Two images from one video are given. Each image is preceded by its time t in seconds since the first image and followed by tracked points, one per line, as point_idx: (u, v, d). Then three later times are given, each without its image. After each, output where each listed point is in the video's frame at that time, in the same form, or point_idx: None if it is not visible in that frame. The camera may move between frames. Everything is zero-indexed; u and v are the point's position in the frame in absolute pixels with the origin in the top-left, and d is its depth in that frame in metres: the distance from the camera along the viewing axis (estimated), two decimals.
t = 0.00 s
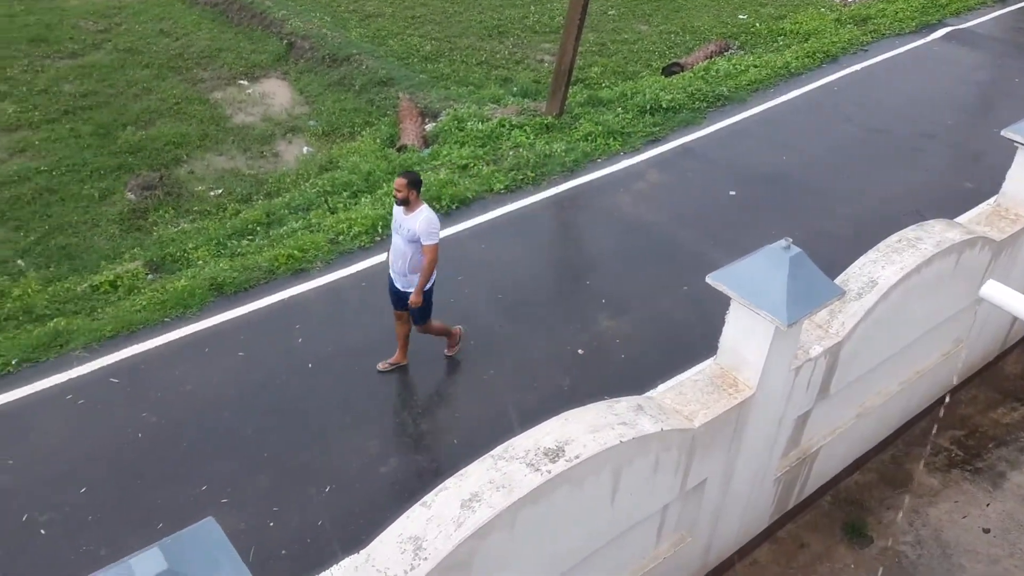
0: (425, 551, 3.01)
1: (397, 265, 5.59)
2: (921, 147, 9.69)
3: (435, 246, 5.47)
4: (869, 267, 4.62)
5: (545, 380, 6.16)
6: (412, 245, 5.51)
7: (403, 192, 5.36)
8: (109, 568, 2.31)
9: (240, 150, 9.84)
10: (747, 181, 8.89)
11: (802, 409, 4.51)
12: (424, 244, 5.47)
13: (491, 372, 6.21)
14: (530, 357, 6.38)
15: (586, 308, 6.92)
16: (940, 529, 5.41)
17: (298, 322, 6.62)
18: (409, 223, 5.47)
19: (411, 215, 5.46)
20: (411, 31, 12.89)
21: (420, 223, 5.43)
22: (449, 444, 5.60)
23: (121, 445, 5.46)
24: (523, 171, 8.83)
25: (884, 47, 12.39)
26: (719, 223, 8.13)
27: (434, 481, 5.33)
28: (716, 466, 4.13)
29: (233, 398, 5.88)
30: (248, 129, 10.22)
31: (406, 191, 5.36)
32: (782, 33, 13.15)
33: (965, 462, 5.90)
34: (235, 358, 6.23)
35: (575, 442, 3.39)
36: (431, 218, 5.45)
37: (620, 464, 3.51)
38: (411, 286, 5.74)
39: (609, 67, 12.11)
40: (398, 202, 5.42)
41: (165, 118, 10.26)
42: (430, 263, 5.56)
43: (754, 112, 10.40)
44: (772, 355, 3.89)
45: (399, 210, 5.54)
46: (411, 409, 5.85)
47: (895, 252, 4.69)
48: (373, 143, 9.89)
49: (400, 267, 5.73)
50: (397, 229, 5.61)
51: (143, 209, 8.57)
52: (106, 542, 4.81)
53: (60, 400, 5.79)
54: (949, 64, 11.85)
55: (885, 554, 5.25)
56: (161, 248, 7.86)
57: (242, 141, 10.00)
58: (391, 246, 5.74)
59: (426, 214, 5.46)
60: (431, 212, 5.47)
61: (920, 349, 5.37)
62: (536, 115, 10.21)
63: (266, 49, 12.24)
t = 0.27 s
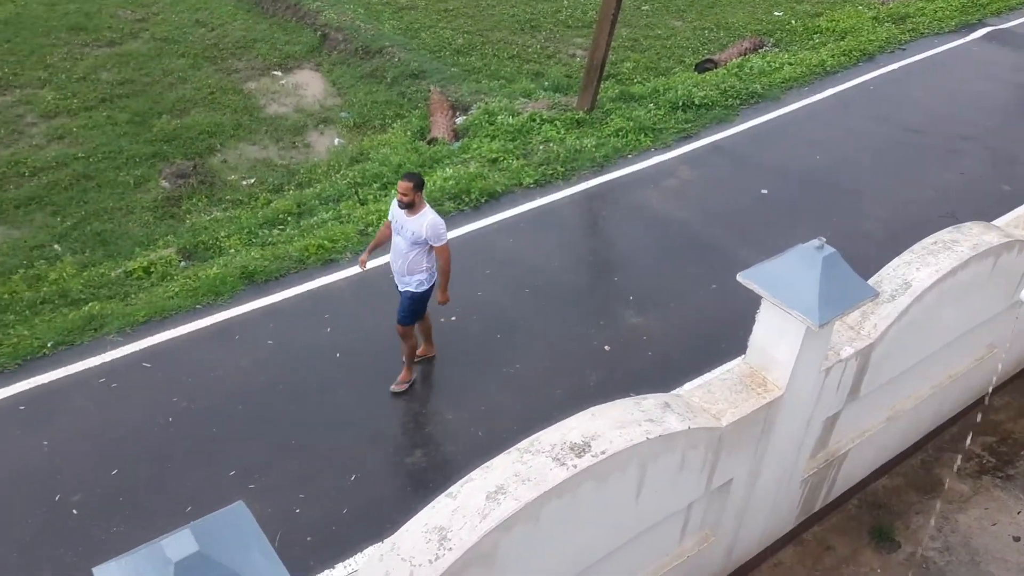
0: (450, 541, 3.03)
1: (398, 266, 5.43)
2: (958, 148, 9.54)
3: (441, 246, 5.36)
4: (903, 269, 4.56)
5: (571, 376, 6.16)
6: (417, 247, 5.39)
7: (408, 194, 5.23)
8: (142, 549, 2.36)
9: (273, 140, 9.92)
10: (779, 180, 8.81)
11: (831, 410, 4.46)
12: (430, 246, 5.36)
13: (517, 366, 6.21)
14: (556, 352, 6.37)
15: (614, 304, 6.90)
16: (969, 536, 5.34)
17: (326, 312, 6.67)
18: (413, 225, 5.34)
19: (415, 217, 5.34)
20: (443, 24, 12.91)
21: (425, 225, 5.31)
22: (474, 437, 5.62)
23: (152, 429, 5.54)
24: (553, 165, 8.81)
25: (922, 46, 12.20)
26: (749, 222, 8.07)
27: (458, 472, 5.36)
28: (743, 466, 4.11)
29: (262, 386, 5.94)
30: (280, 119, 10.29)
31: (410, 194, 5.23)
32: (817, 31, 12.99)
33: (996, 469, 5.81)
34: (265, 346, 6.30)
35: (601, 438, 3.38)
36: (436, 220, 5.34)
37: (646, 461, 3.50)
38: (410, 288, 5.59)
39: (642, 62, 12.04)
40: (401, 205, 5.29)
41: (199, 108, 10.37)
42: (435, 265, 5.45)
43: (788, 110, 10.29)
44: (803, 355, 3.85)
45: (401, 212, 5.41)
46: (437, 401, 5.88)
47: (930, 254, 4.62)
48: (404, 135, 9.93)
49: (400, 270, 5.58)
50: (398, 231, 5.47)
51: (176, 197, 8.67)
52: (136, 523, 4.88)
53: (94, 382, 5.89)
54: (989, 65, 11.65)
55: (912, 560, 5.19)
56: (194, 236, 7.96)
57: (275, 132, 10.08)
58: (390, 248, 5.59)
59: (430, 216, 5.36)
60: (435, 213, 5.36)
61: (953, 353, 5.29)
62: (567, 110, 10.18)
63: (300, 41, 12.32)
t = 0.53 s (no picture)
0: (478, 532, 3.05)
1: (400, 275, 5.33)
2: (1000, 149, 9.36)
3: (445, 257, 5.30)
4: (942, 270, 4.50)
5: (600, 371, 6.15)
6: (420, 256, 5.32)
7: (414, 203, 5.17)
8: (177, 530, 2.41)
9: (308, 132, 10.01)
10: (815, 178, 8.71)
11: (864, 412, 4.41)
12: (433, 255, 5.30)
13: (546, 360, 6.22)
14: (586, 347, 6.37)
15: (645, 301, 6.87)
16: (1003, 543, 5.25)
17: (358, 302, 6.73)
18: (416, 234, 5.28)
19: (419, 226, 5.27)
20: (479, 17, 12.92)
21: (429, 235, 5.25)
22: (503, 430, 5.64)
23: (187, 414, 5.63)
24: (586, 160, 8.79)
25: (965, 44, 11.97)
26: (783, 220, 7.99)
27: (487, 465, 5.38)
28: (773, 466, 4.08)
29: (294, 374, 6.00)
30: (316, 111, 10.37)
31: (416, 203, 5.17)
32: (857, 28, 12.80)
33: None
34: (297, 334, 6.37)
35: (631, 434, 3.38)
36: (440, 229, 5.29)
37: (676, 458, 3.49)
38: (410, 298, 5.47)
39: (678, 58, 11.96)
40: (406, 213, 5.23)
41: (236, 98, 10.48)
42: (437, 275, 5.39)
43: (825, 107, 10.16)
44: (838, 355, 3.82)
45: (404, 221, 5.34)
46: (467, 393, 5.91)
47: (970, 256, 4.55)
48: (438, 128, 9.96)
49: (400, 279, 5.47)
50: (400, 240, 5.40)
51: (213, 187, 8.78)
52: (170, 505, 4.97)
53: (131, 367, 6.00)
54: None
55: (943, 566, 5.12)
56: (230, 225, 8.06)
57: (310, 123, 10.16)
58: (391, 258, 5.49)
59: (435, 225, 5.30)
60: (439, 223, 5.30)
61: (991, 357, 5.20)
62: (601, 105, 10.15)
63: (336, 33, 12.39)
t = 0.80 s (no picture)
0: (506, 522, 3.06)
1: (404, 274, 5.32)
2: None
3: (442, 257, 5.17)
4: (983, 276, 4.42)
5: (630, 368, 6.13)
6: (420, 255, 5.23)
7: (414, 199, 5.05)
8: (212, 507, 2.47)
9: (345, 121, 10.07)
10: (854, 179, 8.59)
11: (899, 416, 4.35)
12: (430, 254, 5.17)
13: (576, 355, 6.22)
14: (617, 343, 6.35)
15: (677, 298, 6.83)
16: None
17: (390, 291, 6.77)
18: (416, 233, 5.16)
19: (420, 223, 5.15)
20: (518, 10, 12.90)
21: (427, 233, 5.12)
22: (530, 422, 5.65)
23: (221, 396, 5.70)
24: (622, 155, 8.75)
25: (1013, 47, 11.72)
26: (820, 221, 7.89)
27: (515, 457, 5.39)
28: (804, 468, 4.04)
29: (326, 360, 6.06)
30: (354, 100, 10.43)
31: (415, 200, 5.04)
32: (902, 28, 12.59)
33: None
34: (330, 321, 6.43)
35: (661, 430, 3.37)
36: (440, 228, 5.14)
37: (706, 456, 3.47)
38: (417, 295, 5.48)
39: (717, 54, 11.85)
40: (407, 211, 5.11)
41: (276, 86, 10.57)
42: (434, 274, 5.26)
43: (867, 108, 10.00)
44: (873, 358, 3.77)
45: (407, 217, 5.23)
46: (497, 385, 5.92)
47: (1013, 263, 4.46)
48: (474, 120, 9.96)
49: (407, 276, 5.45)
50: (404, 236, 5.32)
51: (250, 173, 8.88)
52: (203, 485, 5.04)
53: (167, 347, 6.10)
54: None
55: None
56: (266, 211, 8.15)
57: (347, 112, 10.23)
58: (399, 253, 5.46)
59: (436, 223, 5.15)
60: (441, 221, 5.15)
61: None
62: (638, 100, 10.09)
63: (376, 23, 12.44)
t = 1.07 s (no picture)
0: (534, 515, 3.06)
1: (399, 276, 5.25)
2: None
3: (436, 260, 5.09)
4: None
5: (661, 365, 6.10)
6: (415, 258, 5.17)
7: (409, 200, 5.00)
8: (248, 488, 2.51)
9: (383, 111, 10.12)
10: (895, 182, 8.45)
11: (935, 424, 4.29)
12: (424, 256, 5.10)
13: (607, 351, 6.20)
14: (649, 341, 6.32)
15: (710, 298, 6.78)
16: None
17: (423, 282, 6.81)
18: (412, 234, 5.10)
19: (416, 224, 5.09)
20: (558, 4, 12.85)
21: (422, 235, 5.06)
22: (559, 417, 5.65)
23: (254, 380, 5.78)
24: (659, 152, 8.69)
25: None
26: (859, 223, 7.77)
27: (543, 451, 5.39)
28: (836, 472, 4.00)
29: (358, 348, 6.11)
30: (392, 91, 10.46)
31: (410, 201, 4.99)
32: (949, 30, 12.34)
33: None
34: (363, 310, 6.48)
35: (693, 429, 3.35)
36: (435, 230, 5.07)
37: (736, 457, 3.45)
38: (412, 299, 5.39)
39: (758, 52, 11.71)
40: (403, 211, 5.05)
41: (316, 75, 10.64)
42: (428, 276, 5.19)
43: (911, 110, 9.83)
44: (911, 364, 3.71)
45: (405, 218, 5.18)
46: (527, 379, 5.92)
47: None
48: (511, 113, 9.95)
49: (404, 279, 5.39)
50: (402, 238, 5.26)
51: (289, 161, 8.97)
52: (234, 467, 5.11)
53: (203, 330, 6.19)
54: None
55: None
56: (303, 199, 8.23)
57: (386, 102, 10.27)
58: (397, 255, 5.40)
59: (432, 225, 5.09)
60: (437, 224, 5.08)
61: None
62: (677, 97, 10.02)
63: (416, 14, 12.46)
